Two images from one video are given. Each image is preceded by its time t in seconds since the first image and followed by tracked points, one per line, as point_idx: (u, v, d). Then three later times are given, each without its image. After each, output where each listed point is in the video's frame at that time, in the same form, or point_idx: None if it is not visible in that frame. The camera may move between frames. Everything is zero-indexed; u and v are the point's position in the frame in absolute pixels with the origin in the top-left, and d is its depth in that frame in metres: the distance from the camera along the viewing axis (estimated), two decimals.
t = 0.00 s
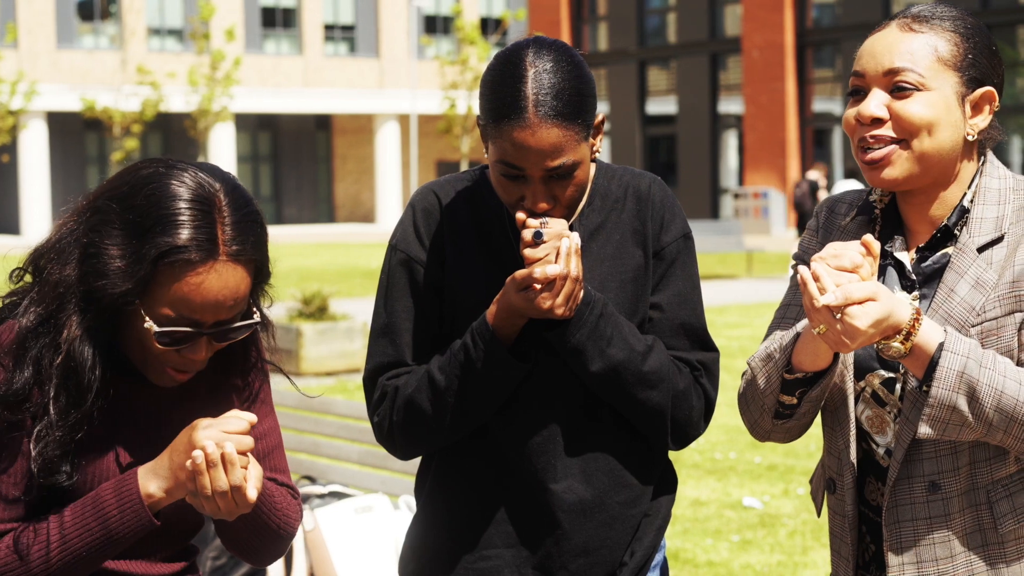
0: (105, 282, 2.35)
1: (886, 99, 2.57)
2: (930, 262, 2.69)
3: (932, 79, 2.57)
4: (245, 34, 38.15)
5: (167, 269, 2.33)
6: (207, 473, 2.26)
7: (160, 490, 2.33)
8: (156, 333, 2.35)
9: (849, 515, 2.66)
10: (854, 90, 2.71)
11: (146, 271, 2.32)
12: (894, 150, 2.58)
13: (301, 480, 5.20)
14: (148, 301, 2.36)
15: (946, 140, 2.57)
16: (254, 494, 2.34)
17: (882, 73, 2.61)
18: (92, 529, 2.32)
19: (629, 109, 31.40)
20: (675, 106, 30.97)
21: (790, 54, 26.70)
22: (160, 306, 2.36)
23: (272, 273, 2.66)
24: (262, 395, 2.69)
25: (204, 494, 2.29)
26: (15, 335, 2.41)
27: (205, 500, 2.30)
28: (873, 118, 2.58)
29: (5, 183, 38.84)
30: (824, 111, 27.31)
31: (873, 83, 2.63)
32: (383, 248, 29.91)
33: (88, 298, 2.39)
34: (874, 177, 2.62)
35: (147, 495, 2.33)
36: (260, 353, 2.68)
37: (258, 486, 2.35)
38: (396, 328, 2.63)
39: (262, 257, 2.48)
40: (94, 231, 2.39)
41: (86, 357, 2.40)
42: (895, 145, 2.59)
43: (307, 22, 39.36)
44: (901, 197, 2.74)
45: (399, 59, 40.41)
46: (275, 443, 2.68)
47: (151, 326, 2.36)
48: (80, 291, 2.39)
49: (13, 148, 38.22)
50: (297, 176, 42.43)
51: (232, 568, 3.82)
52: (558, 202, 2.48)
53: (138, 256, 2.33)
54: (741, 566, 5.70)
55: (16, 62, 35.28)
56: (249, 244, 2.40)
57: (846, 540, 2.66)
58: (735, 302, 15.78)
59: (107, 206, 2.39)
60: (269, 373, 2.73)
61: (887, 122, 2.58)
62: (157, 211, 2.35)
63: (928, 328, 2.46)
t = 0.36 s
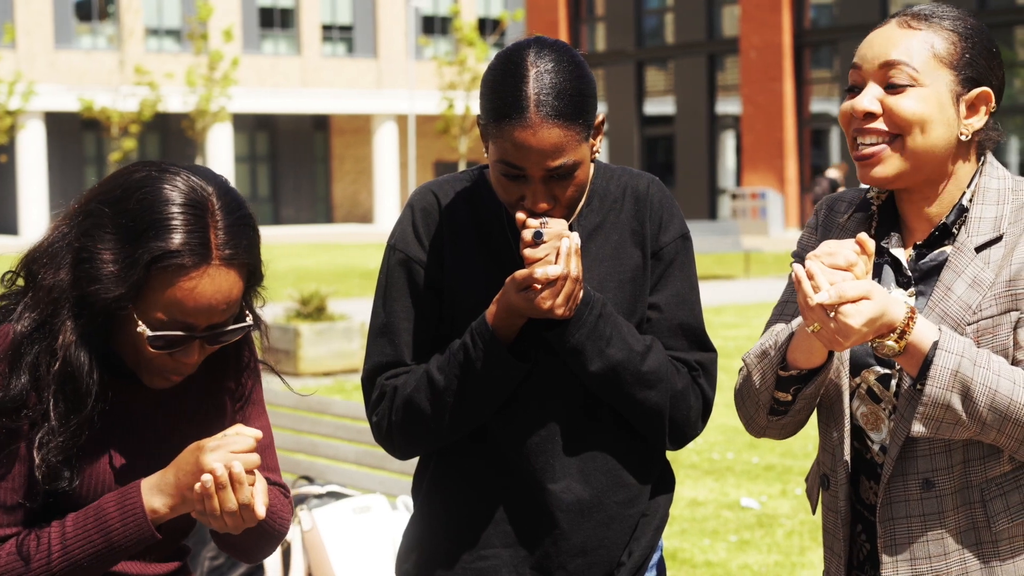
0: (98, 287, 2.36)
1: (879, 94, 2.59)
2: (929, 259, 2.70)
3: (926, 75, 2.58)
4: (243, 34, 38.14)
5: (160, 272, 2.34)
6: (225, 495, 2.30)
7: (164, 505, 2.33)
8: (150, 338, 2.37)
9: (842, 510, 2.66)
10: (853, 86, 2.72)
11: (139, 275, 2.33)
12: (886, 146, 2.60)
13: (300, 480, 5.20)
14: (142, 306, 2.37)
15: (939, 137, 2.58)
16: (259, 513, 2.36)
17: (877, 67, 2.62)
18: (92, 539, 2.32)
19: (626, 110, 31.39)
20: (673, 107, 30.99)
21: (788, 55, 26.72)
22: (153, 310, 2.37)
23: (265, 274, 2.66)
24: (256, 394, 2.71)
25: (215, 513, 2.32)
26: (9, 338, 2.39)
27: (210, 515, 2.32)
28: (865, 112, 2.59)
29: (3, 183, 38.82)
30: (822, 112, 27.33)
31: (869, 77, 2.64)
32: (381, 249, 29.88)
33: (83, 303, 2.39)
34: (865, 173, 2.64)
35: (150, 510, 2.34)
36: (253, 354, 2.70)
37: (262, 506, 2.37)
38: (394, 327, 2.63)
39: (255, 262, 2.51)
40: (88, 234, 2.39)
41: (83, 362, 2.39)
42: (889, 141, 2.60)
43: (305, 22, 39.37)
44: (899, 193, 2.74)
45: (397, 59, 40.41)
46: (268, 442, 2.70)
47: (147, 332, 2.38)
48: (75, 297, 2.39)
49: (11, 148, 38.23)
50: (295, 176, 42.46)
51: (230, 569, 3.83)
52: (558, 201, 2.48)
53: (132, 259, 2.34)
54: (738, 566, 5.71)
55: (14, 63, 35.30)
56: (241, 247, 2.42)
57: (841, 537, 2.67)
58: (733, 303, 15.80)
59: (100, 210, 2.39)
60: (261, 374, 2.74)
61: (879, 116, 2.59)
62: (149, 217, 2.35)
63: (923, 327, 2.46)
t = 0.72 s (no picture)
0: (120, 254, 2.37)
1: (855, 108, 2.60)
2: (926, 261, 2.71)
3: (902, 88, 2.58)
4: (240, 34, 38.13)
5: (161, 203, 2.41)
6: (228, 502, 2.29)
7: (166, 511, 2.34)
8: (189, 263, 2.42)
9: (839, 512, 2.68)
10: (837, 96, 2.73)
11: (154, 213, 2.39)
12: (866, 157, 2.61)
13: (297, 480, 5.20)
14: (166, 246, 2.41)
15: (920, 147, 2.58)
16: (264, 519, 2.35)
17: (855, 79, 2.63)
18: (95, 544, 2.34)
19: (624, 110, 31.39)
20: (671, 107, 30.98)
21: (786, 55, 26.73)
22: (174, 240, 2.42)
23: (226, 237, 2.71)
24: (246, 380, 2.74)
25: (223, 521, 2.32)
26: (33, 344, 2.36)
27: (215, 523, 2.32)
28: (845, 127, 2.60)
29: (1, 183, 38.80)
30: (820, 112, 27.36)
31: (848, 92, 2.65)
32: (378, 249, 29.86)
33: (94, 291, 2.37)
34: (854, 186, 2.65)
35: (152, 516, 2.34)
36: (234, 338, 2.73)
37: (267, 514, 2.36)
38: (388, 331, 2.64)
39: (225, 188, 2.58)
40: (67, 218, 2.39)
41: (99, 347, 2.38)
42: (872, 152, 2.61)
43: (303, 22, 39.34)
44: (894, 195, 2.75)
45: (396, 59, 40.39)
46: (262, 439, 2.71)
47: (193, 260, 2.42)
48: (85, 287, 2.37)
49: (8, 148, 38.18)
50: (293, 176, 42.45)
51: (228, 569, 3.83)
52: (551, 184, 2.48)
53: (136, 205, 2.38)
54: (736, 566, 5.72)
55: (11, 63, 35.34)
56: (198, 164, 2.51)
57: (838, 538, 2.68)
58: (731, 303, 15.80)
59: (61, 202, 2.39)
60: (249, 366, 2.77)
61: (858, 132, 2.60)
62: (115, 174, 2.39)
63: (919, 331, 2.47)
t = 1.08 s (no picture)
0: (117, 246, 2.39)
1: (846, 96, 2.62)
2: (923, 259, 2.71)
3: (892, 80, 2.60)
4: (238, 34, 38.09)
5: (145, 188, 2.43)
6: (227, 486, 2.29)
7: (164, 501, 2.34)
8: (191, 246, 2.45)
9: (837, 510, 2.68)
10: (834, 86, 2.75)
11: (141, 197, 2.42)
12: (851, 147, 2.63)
13: (295, 479, 5.20)
14: (160, 232, 2.44)
15: (905, 142, 2.60)
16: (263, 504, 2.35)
17: (850, 70, 2.65)
18: (96, 540, 2.31)
19: (622, 110, 31.37)
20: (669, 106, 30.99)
21: (784, 54, 26.73)
22: (164, 225, 2.44)
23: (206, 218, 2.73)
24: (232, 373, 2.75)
25: (222, 507, 2.32)
26: (57, 343, 2.36)
27: (214, 509, 2.32)
28: (835, 115, 2.63)
29: None
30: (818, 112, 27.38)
31: (843, 83, 2.67)
32: (376, 249, 29.84)
33: (91, 289, 2.38)
34: (843, 176, 2.67)
35: (151, 507, 2.34)
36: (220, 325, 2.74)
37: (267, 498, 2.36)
38: (380, 333, 2.65)
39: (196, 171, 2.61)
40: (58, 210, 2.38)
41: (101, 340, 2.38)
42: (859, 144, 2.63)
43: (301, 23, 39.28)
44: (890, 194, 2.75)
45: (394, 59, 40.36)
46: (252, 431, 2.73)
47: (186, 239, 2.45)
48: (85, 283, 2.38)
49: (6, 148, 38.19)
50: (290, 176, 42.45)
51: (226, 569, 3.81)
52: (537, 161, 2.51)
53: (127, 191, 2.40)
54: (734, 566, 5.72)
55: (9, 63, 35.30)
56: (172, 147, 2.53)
57: (835, 535, 2.69)
58: (728, 303, 15.80)
59: (45, 198, 2.39)
60: (235, 357, 2.78)
61: (846, 120, 2.63)
62: (94, 165, 2.40)
63: (916, 331, 2.47)
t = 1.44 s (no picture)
0: (118, 253, 2.39)
1: (839, 102, 2.62)
2: (921, 259, 2.71)
3: (883, 84, 2.60)
4: (236, 34, 38.09)
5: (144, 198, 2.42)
6: (223, 469, 2.28)
7: (164, 489, 2.32)
8: (191, 253, 2.45)
9: (833, 510, 2.68)
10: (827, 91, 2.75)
11: (142, 207, 2.41)
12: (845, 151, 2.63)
13: (293, 480, 5.19)
14: (160, 239, 2.43)
15: (899, 143, 2.60)
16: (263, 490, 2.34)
17: (841, 75, 2.65)
18: (97, 533, 2.30)
19: (620, 110, 31.37)
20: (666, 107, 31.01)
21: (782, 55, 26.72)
22: (163, 233, 2.44)
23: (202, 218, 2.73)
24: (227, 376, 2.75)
25: (219, 490, 2.30)
26: (61, 348, 2.36)
27: (214, 498, 2.32)
28: (829, 121, 2.63)
29: None
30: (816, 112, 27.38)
31: (836, 90, 2.67)
32: (372, 249, 29.86)
33: (93, 296, 2.39)
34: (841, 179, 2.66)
35: (152, 496, 2.32)
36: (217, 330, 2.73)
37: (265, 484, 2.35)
38: (374, 332, 2.66)
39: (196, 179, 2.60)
40: (59, 216, 2.38)
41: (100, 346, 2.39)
42: (852, 148, 2.63)
43: (299, 22, 39.24)
44: (888, 196, 2.75)
45: (392, 59, 40.36)
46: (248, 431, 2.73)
47: (185, 246, 2.45)
48: (87, 290, 2.38)
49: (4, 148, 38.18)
50: (288, 176, 42.45)
51: (223, 569, 3.80)
52: (516, 144, 2.57)
53: (127, 200, 2.40)
54: (731, 566, 5.73)
55: (7, 62, 35.29)
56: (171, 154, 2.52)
57: (829, 537, 2.69)
58: (726, 303, 15.80)
59: (46, 203, 2.38)
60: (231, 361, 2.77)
61: (840, 126, 2.63)
62: (96, 172, 2.40)
63: (911, 331, 2.47)
